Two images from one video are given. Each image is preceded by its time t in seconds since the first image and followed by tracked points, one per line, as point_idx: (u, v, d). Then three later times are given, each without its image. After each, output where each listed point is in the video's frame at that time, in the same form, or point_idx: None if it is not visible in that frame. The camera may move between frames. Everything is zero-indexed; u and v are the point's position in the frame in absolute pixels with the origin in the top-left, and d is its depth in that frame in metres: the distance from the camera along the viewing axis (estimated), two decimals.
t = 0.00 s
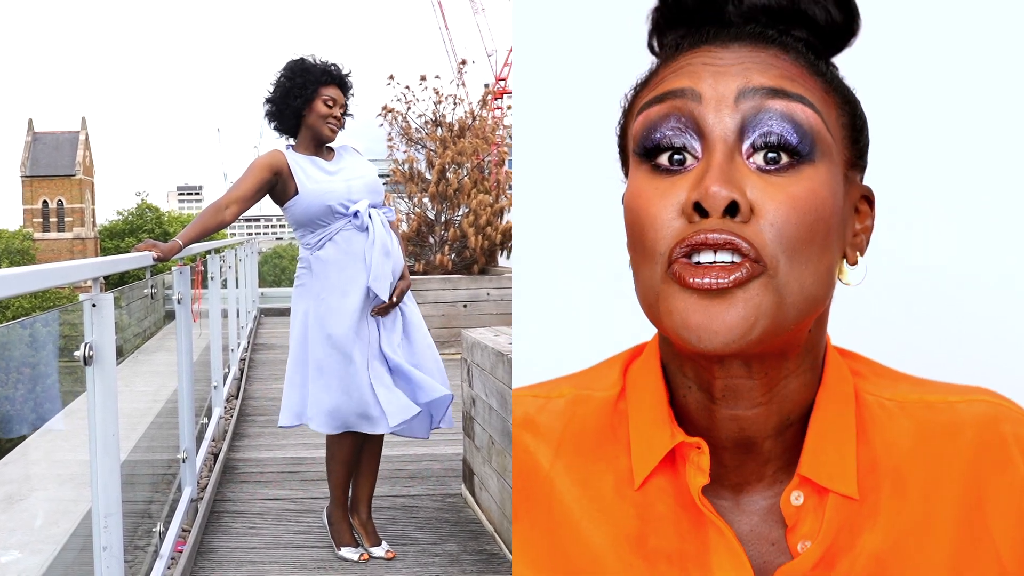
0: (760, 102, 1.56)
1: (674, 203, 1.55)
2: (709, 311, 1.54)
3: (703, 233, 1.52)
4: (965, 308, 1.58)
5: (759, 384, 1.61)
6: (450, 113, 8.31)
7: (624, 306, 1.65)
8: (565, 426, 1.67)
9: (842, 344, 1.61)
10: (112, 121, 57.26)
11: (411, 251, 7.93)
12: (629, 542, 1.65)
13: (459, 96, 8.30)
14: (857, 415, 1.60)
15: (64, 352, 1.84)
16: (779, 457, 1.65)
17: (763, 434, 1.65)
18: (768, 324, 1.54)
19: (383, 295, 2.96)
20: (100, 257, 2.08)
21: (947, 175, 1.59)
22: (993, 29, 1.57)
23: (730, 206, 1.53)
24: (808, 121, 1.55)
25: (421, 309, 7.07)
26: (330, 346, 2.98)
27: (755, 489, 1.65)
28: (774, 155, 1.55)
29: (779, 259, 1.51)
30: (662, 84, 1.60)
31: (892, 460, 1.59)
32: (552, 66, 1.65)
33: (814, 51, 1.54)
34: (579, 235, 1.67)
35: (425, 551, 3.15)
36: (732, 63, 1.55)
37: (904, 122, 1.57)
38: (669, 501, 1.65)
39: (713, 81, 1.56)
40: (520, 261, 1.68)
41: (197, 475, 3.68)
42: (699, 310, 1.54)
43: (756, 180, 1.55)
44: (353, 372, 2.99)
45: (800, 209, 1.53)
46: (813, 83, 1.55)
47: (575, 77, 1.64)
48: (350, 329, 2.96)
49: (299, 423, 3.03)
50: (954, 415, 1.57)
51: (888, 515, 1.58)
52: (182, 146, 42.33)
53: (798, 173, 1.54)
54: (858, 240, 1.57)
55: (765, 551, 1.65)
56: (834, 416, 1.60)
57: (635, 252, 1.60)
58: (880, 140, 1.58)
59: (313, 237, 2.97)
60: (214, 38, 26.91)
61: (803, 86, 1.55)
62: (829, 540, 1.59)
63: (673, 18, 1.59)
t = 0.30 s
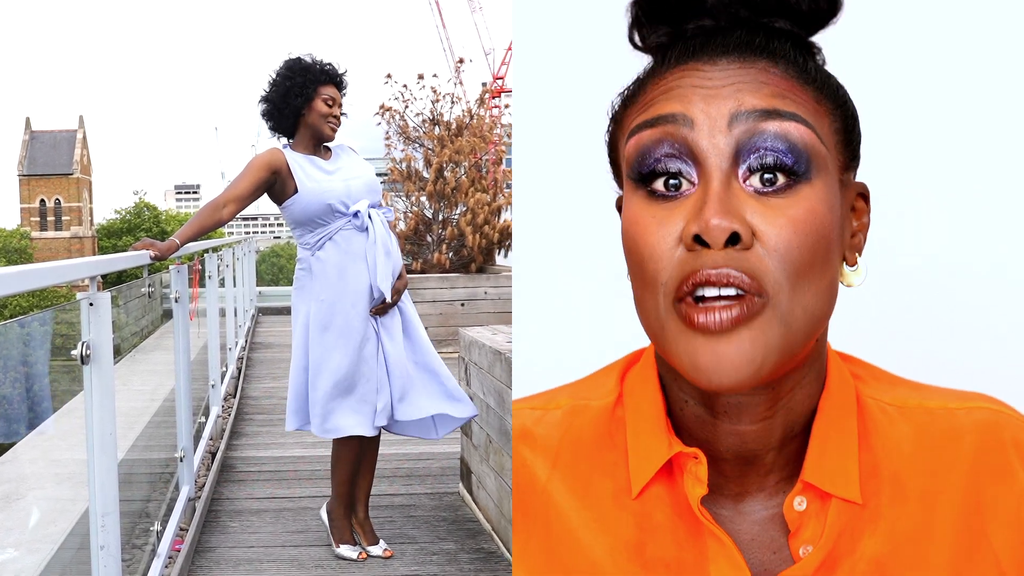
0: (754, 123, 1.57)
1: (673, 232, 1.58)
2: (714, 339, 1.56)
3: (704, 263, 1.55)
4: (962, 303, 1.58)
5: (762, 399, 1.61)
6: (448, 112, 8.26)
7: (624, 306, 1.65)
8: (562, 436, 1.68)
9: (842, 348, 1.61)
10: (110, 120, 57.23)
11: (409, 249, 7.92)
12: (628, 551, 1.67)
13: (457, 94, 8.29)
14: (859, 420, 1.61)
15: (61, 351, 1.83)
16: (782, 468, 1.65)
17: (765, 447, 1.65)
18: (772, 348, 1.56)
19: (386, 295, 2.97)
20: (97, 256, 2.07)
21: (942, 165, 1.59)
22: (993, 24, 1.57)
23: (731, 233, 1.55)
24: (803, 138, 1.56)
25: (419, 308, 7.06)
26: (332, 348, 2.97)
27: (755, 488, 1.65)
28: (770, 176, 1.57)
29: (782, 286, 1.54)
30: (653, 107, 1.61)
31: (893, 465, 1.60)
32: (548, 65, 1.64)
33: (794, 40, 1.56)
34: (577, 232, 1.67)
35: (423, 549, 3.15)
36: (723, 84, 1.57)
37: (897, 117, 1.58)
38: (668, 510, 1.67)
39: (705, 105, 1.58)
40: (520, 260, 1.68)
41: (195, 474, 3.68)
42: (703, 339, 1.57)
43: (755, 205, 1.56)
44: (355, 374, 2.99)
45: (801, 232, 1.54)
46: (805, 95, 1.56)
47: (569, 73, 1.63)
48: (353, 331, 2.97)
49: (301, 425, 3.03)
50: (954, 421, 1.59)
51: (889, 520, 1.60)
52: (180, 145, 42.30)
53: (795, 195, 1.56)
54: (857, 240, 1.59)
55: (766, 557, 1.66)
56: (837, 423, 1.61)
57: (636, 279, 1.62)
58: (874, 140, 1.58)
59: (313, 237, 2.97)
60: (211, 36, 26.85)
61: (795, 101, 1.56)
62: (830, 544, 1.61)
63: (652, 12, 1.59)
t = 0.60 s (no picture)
0: (756, 132, 1.57)
1: (676, 241, 1.57)
2: (720, 348, 1.56)
3: (708, 273, 1.54)
4: (961, 302, 1.59)
5: (765, 403, 1.61)
6: (446, 111, 8.31)
7: (624, 305, 1.66)
8: (561, 440, 1.68)
9: (843, 349, 1.61)
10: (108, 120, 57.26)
11: (407, 248, 7.93)
12: (627, 555, 1.66)
13: (455, 94, 8.30)
14: (859, 421, 1.61)
15: (60, 351, 1.84)
16: (782, 469, 1.66)
17: (766, 449, 1.65)
18: (776, 356, 1.56)
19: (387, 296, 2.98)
20: (95, 255, 2.08)
21: (943, 166, 1.60)
22: (993, 26, 1.58)
23: (735, 242, 1.55)
24: (804, 143, 1.56)
25: (417, 307, 7.07)
26: (335, 347, 2.97)
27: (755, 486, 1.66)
28: (772, 183, 1.57)
29: (786, 294, 1.53)
30: (653, 114, 1.61)
31: (893, 466, 1.60)
32: (547, 64, 1.65)
33: (788, 36, 1.56)
34: (577, 231, 1.67)
35: (422, 548, 3.16)
36: (724, 92, 1.57)
37: (896, 116, 1.58)
38: (668, 515, 1.66)
39: (706, 114, 1.58)
40: (520, 260, 1.68)
41: (194, 473, 3.68)
42: (709, 348, 1.57)
43: (758, 213, 1.56)
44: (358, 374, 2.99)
45: (804, 239, 1.54)
46: (804, 98, 1.56)
47: (568, 72, 1.63)
48: (355, 330, 2.97)
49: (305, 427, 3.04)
50: (955, 424, 1.59)
51: (889, 520, 1.59)
52: (179, 145, 42.31)
53: (797, 203, 1.56)
54: (856, 239, 1.59)
55: (766, 557, 1.66)
56: (838, 425, 1.61)
57: (638, 288, 1.62)
58: (872, 140, 1.59)
59: (313, 237, 2.96)
60: (209, 36, 26.85)
61: (797, 108, 1.56)
62: (831, 545, 1.60)
63: (645, 9, 1.59)
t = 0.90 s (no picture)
0: (767, 139, 1.58)
1: (685, 245, 1.60)
2: (728, 353, 1.59)
3: (721, 281, 1.58)
4: (962, 303, 1.59)
5: (765, 402, 1.62)
6: (446, 111, 8.32)
7: (624, 304, 1.66)
8: (559, 442, 1.69)
9: (842, 349, 1.61)
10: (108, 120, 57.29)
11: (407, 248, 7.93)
12: (625, 555, 1.69)
13: (455, 93, 8.30)
14: (858, 420, 1.63)
15: (59, 350, 1.84)
16: (780, 467, 1.66)
17: (764, 448, 1.66)
18: (783, 360, 1.59)
19: (393, 291, 2.99)
20: (95, 255, 2.07)
21: (943, 165, 1.59)
22: (993, 25, 1.57)
23: (745, 249, 1.58)
24: (813, 150, 1.57)
25: (417, 307, 7.07)
26: (338, 346, 2.97)
27: (754, 485, 1.66)
28: (780, 189, 1.57)
29: (793, 301, 1.56)
30: (662, 115, 1.61)
31: (891, 464, 1.62)
32: (546, 61, 1.64)
33: (790, 31, 1.56)
34: (577, 231, 1.67)
35: (422, 548, 3.15)
36: (736, 98, 1.58)
37: (896, 114, 1.58)
38: (667, 516, 1.68)
39: (718, 120, 1.59)
40: (520, 259, 1.68)
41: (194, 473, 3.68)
42: (715, 352, 1.60)
43: (767, 219, 1.58)
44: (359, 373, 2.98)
45: (811, 246, 1.56)
46: (813, 102, 1.57)
47: (568, 70, 1.63)
48: (359, 329, 2.97)
49: (308, 427, 3.02)
50: (952, 421, 1.60)
51: (888, 518, 1.61)
52: (178, 144, 42.30)
53: (806, 209, 1.57)
54: (854, 239, 1.59)
55: (765, 554, 1.66)
56: (836, 423, 1.63)
57: (645, 289, 1.64)
58: (871, 138, 1.59)
59: (316, 235, 2.96)
60: (209, 35, 26.84)
61: (806, 115, 1.57)
62: (830, 542, 1.63)
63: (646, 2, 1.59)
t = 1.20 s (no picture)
0: (775, 161, 1.56)
1: (688, 261, 1.57)
2: (728, 372, 1.57)
3: (722, 299, 1.55)
4: (962, 301, 1.59)
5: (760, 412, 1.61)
6: (446, 110, 8.31)
7: (624, 304, 1.65)
8: (555, 443, 1.67)
9: (838, 351, 1.61)
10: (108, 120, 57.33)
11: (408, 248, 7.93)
12: (618, 558, 1.66)
13: (455, 93, 8.29)
14: (854, 419, 1.61)
15: (60, 350, 1.84)
16: (774, 467, 1.66)
17: (758, 448, 1.64)
18: (783, 381, 1.58)
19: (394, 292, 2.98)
20: (95, 255, 2.07)
21: (943, 165, 1.59)
22: (992, 25, 1.58)
23: (750, 271, 1.55)
24: (818, 171, 1.55)
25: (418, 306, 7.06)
26: (339, 347, 2.97)
27: (749, 484, 1.66)
28: (785, 210, 1.55)
29: (796, 322, 1.54)
30: (669, 129, 1.58)
31: (887, 463, 1.60)
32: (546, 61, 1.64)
33: (793, 33, 1.54)
34: (575, 231, 1.66)
35: (422, 548, 3.15)
36: (745, 117, 1.55)
37: (898, 116, 1.58)
38: (660, 521, 1.66)
39: (726, 140, 1.56)
40: (520, 259, 1.67)
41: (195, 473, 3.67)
42: (715, 370, 1.58)
43: (771, 239, 1.56)
44: (358, 374, 2.98)
45: (815, 267, 1.54)
46: (820, 120, 1.55)
47: (567, 70, 1.63)
48: (360, 331, 2.96)
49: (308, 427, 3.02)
50: (947, 420, 1.58)
51: (885, 518, 1.60)
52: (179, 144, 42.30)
53: (811, 230, 1.55)
54: (851, 247, 1.59)
55: (759, 550, 1.66)
56: (832, 424, 1.61)
57: (646, 303, 1.61)
58: (870, 143, 1.59)
59: (317, 236, 2.96)
60: (210, 35, 26.84)
61: (814, 136, 1.55)
62: (829, 540, 1.60)
63: None
